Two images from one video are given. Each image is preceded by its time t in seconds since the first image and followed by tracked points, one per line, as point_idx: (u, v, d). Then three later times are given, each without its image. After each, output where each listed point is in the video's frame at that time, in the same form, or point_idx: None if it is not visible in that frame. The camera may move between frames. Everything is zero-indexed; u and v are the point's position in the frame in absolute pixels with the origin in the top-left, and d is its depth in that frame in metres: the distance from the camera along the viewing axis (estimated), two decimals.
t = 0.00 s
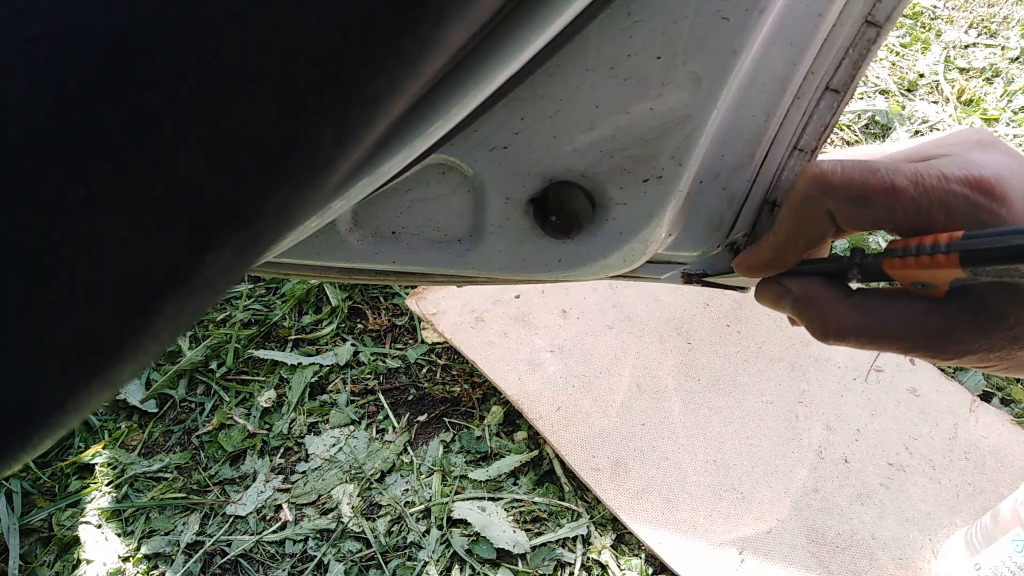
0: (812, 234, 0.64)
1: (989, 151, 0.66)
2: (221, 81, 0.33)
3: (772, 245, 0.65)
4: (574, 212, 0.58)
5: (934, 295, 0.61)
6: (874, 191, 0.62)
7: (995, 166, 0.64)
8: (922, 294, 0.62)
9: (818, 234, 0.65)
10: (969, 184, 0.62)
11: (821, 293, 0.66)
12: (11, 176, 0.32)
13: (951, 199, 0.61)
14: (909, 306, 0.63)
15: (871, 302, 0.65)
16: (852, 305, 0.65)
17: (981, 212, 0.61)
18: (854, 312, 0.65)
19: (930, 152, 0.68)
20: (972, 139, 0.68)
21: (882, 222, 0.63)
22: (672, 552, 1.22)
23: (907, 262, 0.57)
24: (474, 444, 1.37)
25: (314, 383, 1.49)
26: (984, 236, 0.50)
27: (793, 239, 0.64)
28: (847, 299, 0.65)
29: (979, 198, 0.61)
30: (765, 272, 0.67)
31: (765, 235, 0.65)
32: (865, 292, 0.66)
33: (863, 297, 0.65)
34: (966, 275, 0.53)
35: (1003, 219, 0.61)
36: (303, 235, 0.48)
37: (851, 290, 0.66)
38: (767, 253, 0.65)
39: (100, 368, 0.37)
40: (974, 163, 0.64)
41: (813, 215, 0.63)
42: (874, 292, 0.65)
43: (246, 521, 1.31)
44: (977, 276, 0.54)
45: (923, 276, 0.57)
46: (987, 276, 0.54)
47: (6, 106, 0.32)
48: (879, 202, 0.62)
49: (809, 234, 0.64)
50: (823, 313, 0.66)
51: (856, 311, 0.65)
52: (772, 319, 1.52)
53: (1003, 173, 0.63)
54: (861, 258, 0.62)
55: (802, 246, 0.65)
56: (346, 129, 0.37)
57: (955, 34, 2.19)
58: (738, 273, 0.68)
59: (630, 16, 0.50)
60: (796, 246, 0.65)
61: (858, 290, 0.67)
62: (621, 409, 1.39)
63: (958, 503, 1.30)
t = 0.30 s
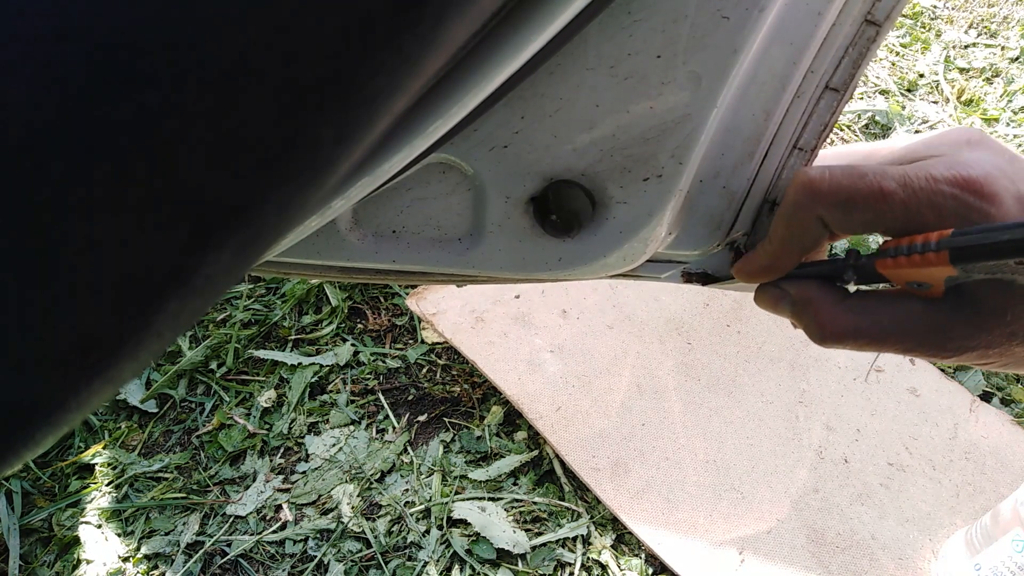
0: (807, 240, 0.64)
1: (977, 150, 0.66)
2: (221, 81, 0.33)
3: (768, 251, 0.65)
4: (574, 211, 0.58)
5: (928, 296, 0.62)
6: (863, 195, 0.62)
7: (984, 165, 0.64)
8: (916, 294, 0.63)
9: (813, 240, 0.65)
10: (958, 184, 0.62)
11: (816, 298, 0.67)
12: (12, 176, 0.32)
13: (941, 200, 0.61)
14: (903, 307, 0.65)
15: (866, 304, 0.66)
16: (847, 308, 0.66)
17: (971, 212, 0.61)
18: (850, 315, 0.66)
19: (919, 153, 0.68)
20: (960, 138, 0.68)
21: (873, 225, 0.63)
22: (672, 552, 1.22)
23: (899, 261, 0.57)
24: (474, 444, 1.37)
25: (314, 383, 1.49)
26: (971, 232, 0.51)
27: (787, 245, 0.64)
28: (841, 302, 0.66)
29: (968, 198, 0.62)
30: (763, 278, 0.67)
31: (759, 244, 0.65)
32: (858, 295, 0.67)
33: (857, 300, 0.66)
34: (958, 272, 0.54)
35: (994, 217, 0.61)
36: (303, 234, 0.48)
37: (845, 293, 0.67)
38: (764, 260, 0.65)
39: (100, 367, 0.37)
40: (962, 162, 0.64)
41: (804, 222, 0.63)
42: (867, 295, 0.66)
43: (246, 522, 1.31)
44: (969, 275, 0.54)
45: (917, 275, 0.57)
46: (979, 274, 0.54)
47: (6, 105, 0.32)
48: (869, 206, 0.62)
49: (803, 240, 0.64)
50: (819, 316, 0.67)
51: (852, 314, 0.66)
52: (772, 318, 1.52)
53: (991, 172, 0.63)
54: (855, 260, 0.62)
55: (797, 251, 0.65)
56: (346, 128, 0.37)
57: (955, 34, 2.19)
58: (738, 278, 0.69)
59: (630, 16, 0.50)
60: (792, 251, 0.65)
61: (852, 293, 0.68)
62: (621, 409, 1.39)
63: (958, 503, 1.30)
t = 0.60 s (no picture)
0: (812, 229, 0.65)
1: (990, 153, 0.66)
2: (222, 81, 0.33)
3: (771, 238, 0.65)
4: (574, 211, 0.58)
5: (930, 298, 0.61)
6: (875, 189, 0.62)
7: (995, 168, 0.63)
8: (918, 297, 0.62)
9: (817, 229, 0.65)
10: (970, 185, 0.62)
11: (817, 293, 0.66)
12: (10, 176, 0.32)
13: (951, 200, 0.61)
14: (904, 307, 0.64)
15: (867, 302, 0.65)
16: (847, 304, 0.66)
17: (980, 214, 0.61)
18: (850, 311, 0.65)
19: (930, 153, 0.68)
20: (973, 141, 0.68)
21: (880, 220, 0.63)
22: (672, 553, 1.22)
23: (905, 261, 0.57)
24: (474, 444, 1.37)
25: (314, 383, 1.49)
26: (983, 236, 0.50)
27: (791, 234, 0.65)
28: (842, 298, 0.66)
29: (978, 199, 0.61)
30: (761, 266, 0.67)
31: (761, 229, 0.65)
32: (859, 293, 0.66)
33: (857, 298, 0.66)
34: (964, 277, 0.53)
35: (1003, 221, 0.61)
36: (302, 235, 0.48)
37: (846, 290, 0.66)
38: (764, 248, 0.66)
39: (99, 368, 0.37)
40: (974, 164, 0.63)
41: (812, 210, 0.63)
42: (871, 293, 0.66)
43: (246, 522, 1.31)
44: (974, 280, 0.54)
45: (920, 277, 0.57)
46: (984, 280, 0.53)
47: (6, 105, 0.32)
48: (880, 200, 0.62)
49: (807, 229, 0.65)
50: (818, 311, 0.66)
51: (851, 310, 0.65)
52: (772, 318, 1.52)
53: (1004, 174, 0.63)
54: (858, 257, 0.63)
55: (801, 241, 0.66)
56: (346, 128, 0.37)
57: (955, 34, 2.19)
58: (734, 268, 0.69)
59: (630, 15, 0.50)
60: (795, 242, 0.66)
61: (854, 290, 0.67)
62: (621, 409, 1.39)
63: (958, 503, 1.30)
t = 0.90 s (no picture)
0: (800, 250, 0.64)
1: (968, 161, 0.66)
2: (222, 82, 0.33)
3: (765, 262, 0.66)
4: (574, 212, 0.57)
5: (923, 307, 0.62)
6: (857, 210, 0.61)
7: (976, 178, 0.64)
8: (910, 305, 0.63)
9: (806, 251, 0.64)
10: (951, 197, 0.61)
11: (814, 310, 0.68)
12: (9, 176, 0.32)
13: (935, 213, 0.61)
14: (899, 319, 0.65)
15: (862, 315, 0.66)
16: (843, 319, 0.67)
17: (966, 225, 0.61)
18: (846, 325, 0.66)
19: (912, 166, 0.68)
20: (951, 151, 0.68)
21: (867, 238, 0.62)
22: (672, 552, 1.22)
23: (892, 279, 0.57)
24: (474, 444, 1.37)
25: (314, 383, 1.49)
26: (963, 253, 0.51)
27: (781, 257, 0.64)
28: (837, 314, 0.67)
29: (961, 209, 0.61)
30: (759, 290, 0.68)
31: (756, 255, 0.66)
32: (854, 306, 0.67)
33: (852, 312, 0.67)
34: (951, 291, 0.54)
35: (988, 230, 0.61)
36: (303, 235, 0.48)
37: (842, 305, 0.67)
38: (761, 270, 0.66)
39: (99, 368, 0.37)
40: (955, 175, 0.64)
41: (797, 234, 0.63)
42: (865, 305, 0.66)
43: (246, 521, 1.31)
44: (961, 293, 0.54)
45: (908, 292, 0.58)
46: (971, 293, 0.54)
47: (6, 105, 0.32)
48: (864, 220, 0.61)
49: (796, 251, 0.64)
50: (816, 326, 0.67)
51: (847, 325, 0.66)
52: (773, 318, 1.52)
53: (984, 183, 0.63)
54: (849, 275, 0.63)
55: (793, 262, 0.66)
56: (347, 127, 0.37)
57: (956, 34, 2.19)
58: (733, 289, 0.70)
59: (630, 16, 0.50)
60: (787, 263, 0.66)
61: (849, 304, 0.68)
62: (621, 409, 1.39)
63: (958, 503, 1.30)
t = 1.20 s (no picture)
0: (808, 232, 0.64)
1: (981, 150, 0.66)
2: (222, 82, 0.33)
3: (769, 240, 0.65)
4: (574, 211, 0.57)
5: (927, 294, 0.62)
6: (868, 190, 0.61)
7: (988, 166, 0.63)
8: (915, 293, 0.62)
9: (814, 233, 0.64)
10: (962, 183, 0.61)
11: (815, 294, 0.67)
12: (12, 175, 0.32)
13: (947, 197, 0.61)
14: (901, 306, 0.64)
15: (864, 302, 0.66)
16: (845, 304, 0.66)
17: (977, 211, 0.60)
18: (848, 310, 0.65)
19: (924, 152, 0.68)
20: (964, 140, 0.68)
21: (876, 220, 0.62)
22: (672, 552, 1.22)
23: (902, 261, 0.57)
24: (474, 444, 1.37)
25: (314, 383, 1.49)
26: (977, 231, 0.50)
27: (788, 236, 0.64)
28: (839, 299, 0.66)
29: (972, 196, 0.61)
30: (762, 270, 0.67)
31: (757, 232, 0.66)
32: (856, 294, 0.66)
33: (855, 299, 0.66)
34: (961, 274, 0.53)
35: (999, 218, 0.61)
36: (303, 234, 0.48)
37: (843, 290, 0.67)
38: (764, 250, 0.66)
39: (99, 368, 0.37)
40: (966, 162, 0.64)
41: (806, 212, 0.62)
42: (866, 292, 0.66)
43: (246, 522, 1.31)
44: (970, 277, 0.54)
45: (918, 275, 0.57)
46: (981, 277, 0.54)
47: (11, 106, 0.32)
48: (874, 201, 0.61)
49: (804, 232, 0.64)
50: (817, 315, 0.66)
51: (849, 311, 0.65)
52: (773, 318, 1.52)
53: (996, 171, 0.63)
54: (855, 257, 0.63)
55: (799, 242, 0.65)
56: (348, 126, 0.37)
57: (955, 34, 2.19)
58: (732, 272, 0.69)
59: (630, 16, 0.50)
60: (794, 243, 0.65)
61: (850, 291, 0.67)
62: (621, 409, 1.39)
63: (958, 503, 1.30)
